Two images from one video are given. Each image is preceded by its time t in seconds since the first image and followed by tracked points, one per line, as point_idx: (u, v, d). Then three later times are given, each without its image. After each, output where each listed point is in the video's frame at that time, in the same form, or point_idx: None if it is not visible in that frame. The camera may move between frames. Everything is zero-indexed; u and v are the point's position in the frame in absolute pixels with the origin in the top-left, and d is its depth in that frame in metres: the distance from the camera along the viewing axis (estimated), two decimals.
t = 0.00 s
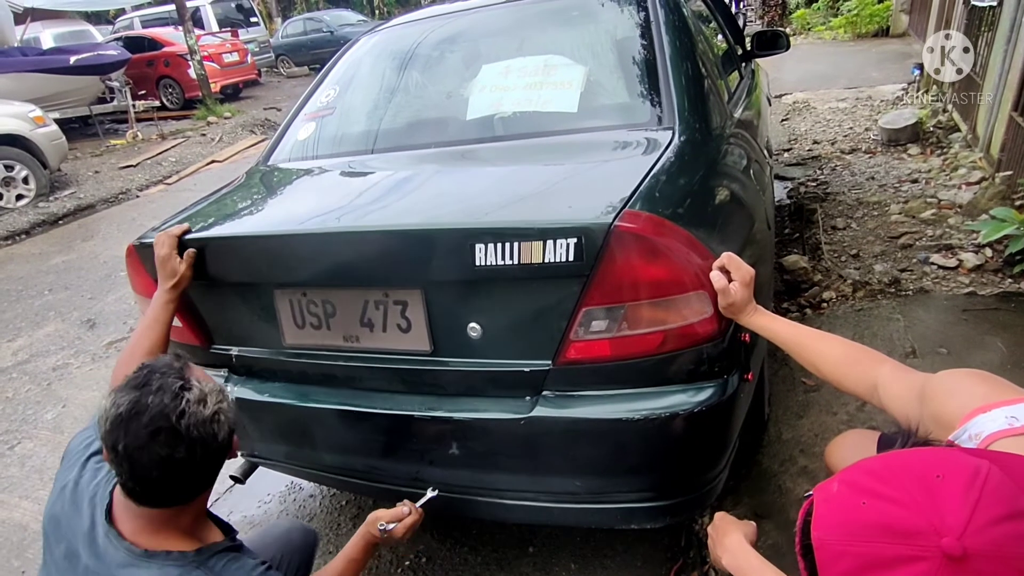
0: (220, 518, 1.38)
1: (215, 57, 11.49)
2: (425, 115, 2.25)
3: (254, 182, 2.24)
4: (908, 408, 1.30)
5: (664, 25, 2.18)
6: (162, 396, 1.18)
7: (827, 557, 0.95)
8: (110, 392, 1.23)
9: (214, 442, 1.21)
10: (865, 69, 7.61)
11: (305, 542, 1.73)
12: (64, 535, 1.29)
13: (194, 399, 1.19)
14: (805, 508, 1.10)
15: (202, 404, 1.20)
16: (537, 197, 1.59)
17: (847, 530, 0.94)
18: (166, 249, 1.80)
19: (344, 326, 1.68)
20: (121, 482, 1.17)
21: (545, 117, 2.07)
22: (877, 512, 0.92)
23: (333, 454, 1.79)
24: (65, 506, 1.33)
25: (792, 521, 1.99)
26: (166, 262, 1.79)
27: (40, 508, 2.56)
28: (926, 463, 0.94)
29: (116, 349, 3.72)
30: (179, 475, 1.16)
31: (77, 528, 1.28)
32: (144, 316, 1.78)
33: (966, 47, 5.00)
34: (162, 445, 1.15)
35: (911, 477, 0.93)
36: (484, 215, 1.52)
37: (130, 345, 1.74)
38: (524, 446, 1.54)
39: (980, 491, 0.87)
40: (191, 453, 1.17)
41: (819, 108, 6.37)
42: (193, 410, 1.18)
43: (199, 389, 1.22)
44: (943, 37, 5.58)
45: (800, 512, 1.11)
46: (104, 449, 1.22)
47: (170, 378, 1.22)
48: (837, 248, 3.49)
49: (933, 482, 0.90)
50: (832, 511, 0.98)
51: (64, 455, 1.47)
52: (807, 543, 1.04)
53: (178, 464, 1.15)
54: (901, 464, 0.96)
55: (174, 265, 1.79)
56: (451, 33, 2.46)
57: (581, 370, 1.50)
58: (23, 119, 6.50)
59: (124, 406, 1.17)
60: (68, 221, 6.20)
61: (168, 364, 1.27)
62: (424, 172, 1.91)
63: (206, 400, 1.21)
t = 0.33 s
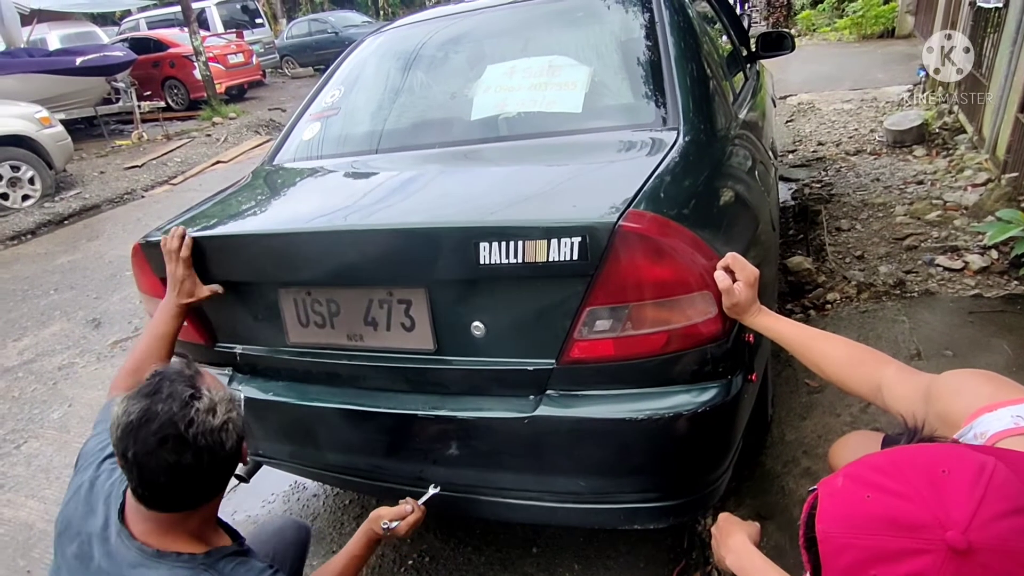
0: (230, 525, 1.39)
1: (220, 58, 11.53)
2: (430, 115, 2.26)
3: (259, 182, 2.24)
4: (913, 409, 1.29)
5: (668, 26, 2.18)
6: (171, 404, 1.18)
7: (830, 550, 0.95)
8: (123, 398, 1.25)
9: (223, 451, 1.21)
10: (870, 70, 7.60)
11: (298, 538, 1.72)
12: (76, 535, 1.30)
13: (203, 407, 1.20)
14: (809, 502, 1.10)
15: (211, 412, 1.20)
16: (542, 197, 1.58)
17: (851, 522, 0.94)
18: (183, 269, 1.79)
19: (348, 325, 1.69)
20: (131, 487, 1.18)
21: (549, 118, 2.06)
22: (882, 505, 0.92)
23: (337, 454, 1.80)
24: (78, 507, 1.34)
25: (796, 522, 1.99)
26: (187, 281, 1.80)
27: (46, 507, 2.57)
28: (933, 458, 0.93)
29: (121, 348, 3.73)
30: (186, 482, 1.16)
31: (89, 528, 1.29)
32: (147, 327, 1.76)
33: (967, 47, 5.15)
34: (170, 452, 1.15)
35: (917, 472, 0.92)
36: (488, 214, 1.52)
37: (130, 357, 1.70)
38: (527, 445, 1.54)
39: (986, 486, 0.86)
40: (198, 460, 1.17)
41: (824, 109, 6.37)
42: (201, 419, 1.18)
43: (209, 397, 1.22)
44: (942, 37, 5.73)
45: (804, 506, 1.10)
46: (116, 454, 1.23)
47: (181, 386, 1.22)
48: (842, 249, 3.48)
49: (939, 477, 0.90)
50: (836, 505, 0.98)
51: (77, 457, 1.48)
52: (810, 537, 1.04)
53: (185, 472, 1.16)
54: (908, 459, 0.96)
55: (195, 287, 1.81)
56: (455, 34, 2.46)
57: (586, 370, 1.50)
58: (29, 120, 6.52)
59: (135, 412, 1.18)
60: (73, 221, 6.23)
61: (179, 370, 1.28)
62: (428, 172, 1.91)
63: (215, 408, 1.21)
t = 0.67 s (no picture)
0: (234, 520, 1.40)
1: (228, 60, 11.59)
2: (434, 117, 2.27)
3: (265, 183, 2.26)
4: (915, 411, 1.29)
5: (673, 28, 2.19)
6: (181, 396, 1.20)
7: (828, 546, 0.95)
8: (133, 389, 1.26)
9: (230, 443, 1.22)
10: (878, 71, 7.58)
11: (300, 536, 1.73)
12: (84, 528, 1.31)
13: (211, 399, 1.21)
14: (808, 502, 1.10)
15: (218, 404, 1.21)
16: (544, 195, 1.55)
17: (849, 519, 0.94)
18: (183, 248, 1.81)
19: (347, 317, 1.70)
20: (140, 477, 1.19)
21: (554, 119, 2.07)
22: (880, 502, 0.92)
23: (341, 453, 1.81)
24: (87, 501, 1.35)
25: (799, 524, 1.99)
26: (185, 262, 1.81)
27: (54, 504, 2.59)
28: (931, 457, 0.94)
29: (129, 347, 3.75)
30: (194, 474, 1.17)
31: (97, 521, 1.30)
32: (150, 307, 1.79)
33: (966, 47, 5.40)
34: (178, 443, 1.16)
35: (916, 469, 0.93)
36: (490, 202, 1.53)
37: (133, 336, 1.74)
38: (529, 445, 1.55)
39: (985, 483, 0.87)
40: (205, 452, 1.18)
41: (830, 110, 6.35)
42: (209, 410, 1.19)
43: (217, 389, 1.23)
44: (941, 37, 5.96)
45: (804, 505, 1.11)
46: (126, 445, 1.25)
47: (189, 378, 1.24)
48: (847, 251, 3.47)
49: (938, 474, 0.90)
50: (835, 501, 0.98)
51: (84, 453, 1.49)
52: (808, 534, 1.04)
53: (193, 463, 1.17)
54: (907, 457, 0.96)
55: (194, 268, 1.82)
56: (460, 36, 2.47)
57: (589, 370, 1.50)
58: (39, 121, 6.58)
59: (145, 403, 1.20)
60: (82, 222, 6.28)
61: (188, 362, 1.29)
62: (431, 174, 1.92)
63: (222, 401, 1.22)
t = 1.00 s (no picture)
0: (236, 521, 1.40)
1: (234, 60, 11.63)
2: (438, 120, 2.27)
3: (269, 185, 2.27)
4: (913, 417, 1.29)
5: (676, 31, 2.19)
6: (184, 397, 1.20)
7: (824, 552, 0.96)
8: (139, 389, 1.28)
9: (232, 446, 1.22)
10: (884, 73, 7.56)
11: (306, 537, 1.75)
12: (88, 530, 1.32)
13: (214, 402, 1.21)
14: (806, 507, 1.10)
15: (221, 407, 1.22)
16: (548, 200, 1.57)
17: (845, 524, 0.94)
18: (189, 261, 1.81)
19: (354, 322, 1.71)
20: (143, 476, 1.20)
21: (557, 123, 2.08)
22: (875, 507, 0.92)
23: (343, 455, 1.82)
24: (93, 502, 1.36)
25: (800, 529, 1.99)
26: (192, 275, 1.81)
27: (59, 503, 2.61)
28: (927, 462, 0.94)
29: (134, 347, 3.77)
30: (194, 475, 1.18)
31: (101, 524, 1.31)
32: (161, 319, 1.80)
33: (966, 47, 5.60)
34: (180, 443, 1.17)
35: (912, 474, 0.93)
36: (493, 208, 1.54)
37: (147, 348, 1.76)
38: (530, 449, 1.55)
39: (979, 488, 0.87)
40: (206, 454, 1.18)
41: (836, 112, 6.34)
42: (211, 412, 1.20)
43: (220, 392, 1.24)
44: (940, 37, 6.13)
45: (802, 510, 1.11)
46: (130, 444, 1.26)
47: (194, 380, 1.24)
48: (851, 254, 3.47)
49: (932, 479, 0.90)
50: (831, 506, 0.98)
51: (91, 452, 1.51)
52: (805, 539, 1.04)
53: (194, 464, 1.17)
54: (903, 462, 0.96)
55: (202, 280, 1.82)
56: (464, 39, 2.48)
57: (589, 375, 1.51)
58: (46, 121, 6.62)
59: (148, 403, 1.21)
60: (89, 221, 6.31)
61: (195, 365, 1.30)
62: (433, 177, 1.93)
63: (225, 404, 1.23)
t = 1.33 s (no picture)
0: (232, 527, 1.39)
1: (237, 58, 11.64)
2: (440, 116, 2.27)
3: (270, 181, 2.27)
4: (916, 417, 1.28)
5: (680, 30, 2.18)
6: (160, 420, 1.19)
7: (824, 551, 0.95)
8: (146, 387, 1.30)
9: (189, 489, 1.17)
10: (888, 74, 7.55)
11: (308, 537, 1.75)
12: (82, 531, 1.32)
13: (185, 435, 1.18)
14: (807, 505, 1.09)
15: (190, 443, 1.18)
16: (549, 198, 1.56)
17: (846, 524, 0.94)
18: (202, 254, 1.80)
19: (353, 319, 1.70)
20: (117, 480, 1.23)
21: (559, 120, 2.07)
22: (876, 507, 0.92)
23: (343, 452, 1.81)
24: (88, 503, 1.36)
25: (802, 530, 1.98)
26: (203, 269, 1.80)
27: (58, 499, 2.61)
28: (929, 461, 0.93)
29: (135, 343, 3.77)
30: (145, 502, 1.16)
31: (96, 525, 1.30)
32: (161, 307, 1.79)
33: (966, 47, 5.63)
34: (139, 466, 1.16)
35: (913, 475, 0.92)
36: (494, 206, 1.53)
37: (141, 339, 1.75)
38: (530, 447, 1.55)
39: (982, 488, 0.86)
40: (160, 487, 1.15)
41: (840, 113, 6.33)
42: (176, 447, 1.17)
43: (199, 426, 1.20)
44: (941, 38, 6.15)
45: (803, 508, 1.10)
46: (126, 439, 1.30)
47: (182, 403, 1.22)
48: (854, 255, 3.45)
49: (934, 479, 0.89)
50: (832, 506, 0.98)
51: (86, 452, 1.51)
52: (806, 538, 1.04)
53: (145, 493, 1.16)
54: (904, 464, 0.95)
55: (213, 275, 1.81)
56: (466, 36, 2.47)
57: (589, 372, 1.50)
58: (49, 118, 6.63)
59: (133, 411, 1.22)
60: (91, 218, 6.31)
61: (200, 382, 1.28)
62: (434, 174, 1.92)
63: (196, 441, 1.18)
